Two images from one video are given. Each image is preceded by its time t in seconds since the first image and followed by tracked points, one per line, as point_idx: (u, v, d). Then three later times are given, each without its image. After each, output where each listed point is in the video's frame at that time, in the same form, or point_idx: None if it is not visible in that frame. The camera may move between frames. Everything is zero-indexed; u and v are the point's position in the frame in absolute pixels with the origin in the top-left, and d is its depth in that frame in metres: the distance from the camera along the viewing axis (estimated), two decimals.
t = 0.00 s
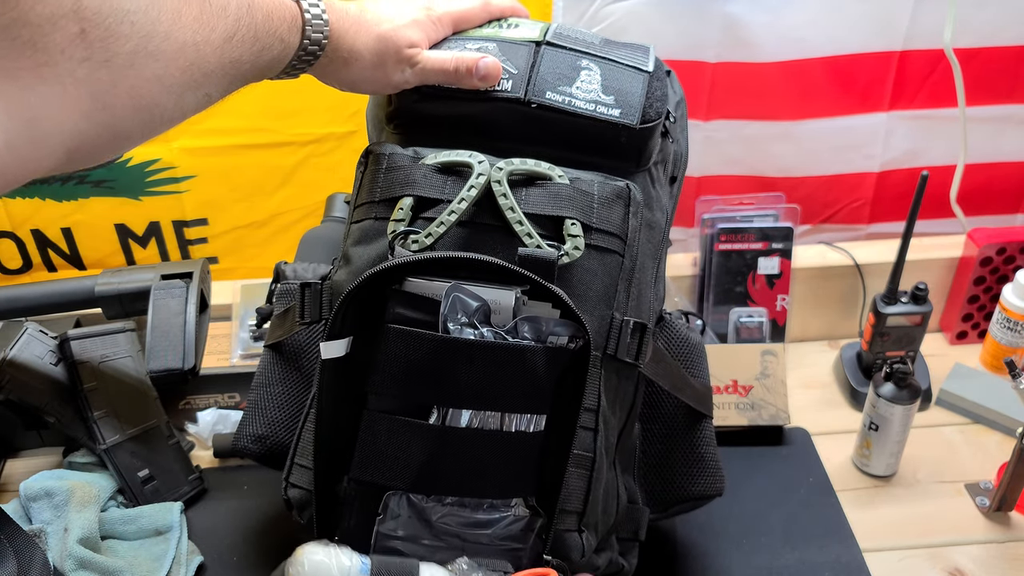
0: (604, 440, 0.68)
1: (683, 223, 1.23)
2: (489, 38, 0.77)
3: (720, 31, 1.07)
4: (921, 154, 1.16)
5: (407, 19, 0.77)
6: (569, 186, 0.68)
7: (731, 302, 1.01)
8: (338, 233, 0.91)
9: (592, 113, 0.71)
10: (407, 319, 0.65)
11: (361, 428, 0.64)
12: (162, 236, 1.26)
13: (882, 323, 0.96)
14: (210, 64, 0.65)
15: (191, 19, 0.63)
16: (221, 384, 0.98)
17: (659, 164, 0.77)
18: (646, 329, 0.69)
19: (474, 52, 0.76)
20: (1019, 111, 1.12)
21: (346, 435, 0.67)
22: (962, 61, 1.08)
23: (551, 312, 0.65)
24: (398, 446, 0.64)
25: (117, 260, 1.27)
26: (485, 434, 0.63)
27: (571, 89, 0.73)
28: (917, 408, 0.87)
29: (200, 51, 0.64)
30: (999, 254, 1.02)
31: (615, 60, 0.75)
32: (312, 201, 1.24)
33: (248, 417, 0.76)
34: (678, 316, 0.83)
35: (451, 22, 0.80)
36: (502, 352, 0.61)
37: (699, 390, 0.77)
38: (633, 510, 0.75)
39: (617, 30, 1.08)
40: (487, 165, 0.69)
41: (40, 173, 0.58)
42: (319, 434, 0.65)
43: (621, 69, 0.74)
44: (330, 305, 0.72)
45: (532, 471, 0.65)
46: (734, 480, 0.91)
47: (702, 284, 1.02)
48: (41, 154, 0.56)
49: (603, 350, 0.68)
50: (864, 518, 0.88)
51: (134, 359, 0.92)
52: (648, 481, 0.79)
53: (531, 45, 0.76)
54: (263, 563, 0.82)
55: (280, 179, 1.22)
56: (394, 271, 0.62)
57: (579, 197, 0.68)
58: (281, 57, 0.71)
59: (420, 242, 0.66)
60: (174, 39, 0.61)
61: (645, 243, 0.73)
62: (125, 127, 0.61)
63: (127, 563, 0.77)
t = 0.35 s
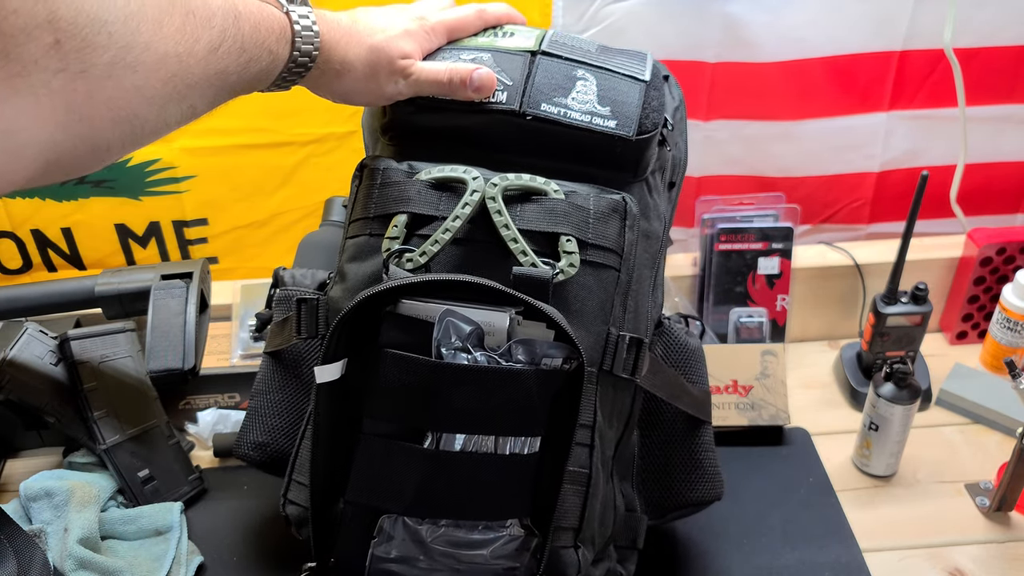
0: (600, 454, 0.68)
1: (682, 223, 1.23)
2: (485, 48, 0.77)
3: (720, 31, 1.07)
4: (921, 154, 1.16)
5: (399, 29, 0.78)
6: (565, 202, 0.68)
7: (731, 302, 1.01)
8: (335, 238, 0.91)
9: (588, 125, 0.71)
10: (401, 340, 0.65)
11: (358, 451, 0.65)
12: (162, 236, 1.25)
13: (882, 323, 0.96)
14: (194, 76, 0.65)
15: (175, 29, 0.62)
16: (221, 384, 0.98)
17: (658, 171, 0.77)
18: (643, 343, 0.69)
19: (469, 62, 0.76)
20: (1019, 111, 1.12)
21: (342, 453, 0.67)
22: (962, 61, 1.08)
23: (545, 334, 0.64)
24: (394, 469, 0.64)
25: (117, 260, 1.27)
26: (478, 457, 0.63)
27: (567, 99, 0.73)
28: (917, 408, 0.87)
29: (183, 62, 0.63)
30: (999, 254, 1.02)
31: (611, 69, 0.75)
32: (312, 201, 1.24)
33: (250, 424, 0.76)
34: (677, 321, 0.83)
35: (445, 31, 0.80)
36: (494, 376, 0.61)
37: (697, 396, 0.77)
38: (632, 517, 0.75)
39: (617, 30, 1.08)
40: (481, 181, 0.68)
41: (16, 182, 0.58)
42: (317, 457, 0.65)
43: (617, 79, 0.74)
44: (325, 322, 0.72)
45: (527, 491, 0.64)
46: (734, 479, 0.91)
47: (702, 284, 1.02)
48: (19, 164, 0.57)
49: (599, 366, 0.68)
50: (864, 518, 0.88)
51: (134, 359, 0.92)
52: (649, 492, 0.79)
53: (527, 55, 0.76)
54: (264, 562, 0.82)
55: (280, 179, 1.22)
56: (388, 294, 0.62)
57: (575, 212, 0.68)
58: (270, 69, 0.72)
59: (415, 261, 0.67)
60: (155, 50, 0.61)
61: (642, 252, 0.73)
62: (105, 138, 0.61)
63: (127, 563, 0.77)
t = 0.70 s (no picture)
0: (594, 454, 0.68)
1: (682, 223, 1.23)
2: (476, 48, 0.77)
3: (720, 30, 1.07)
4: (920, 154, 1.16)
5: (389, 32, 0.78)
6: (556, 201, 0.68)
7: (731, 302, 1.01)
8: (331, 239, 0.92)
9: (580, 124, 0.71)
10: (392, 340, 0.64)
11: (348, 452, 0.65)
12: (162, 236, 1.25)
13: (882, 323, 0.96)
14: (184, 80, 0.65)
15: (164, 34, 0.62)
16: (221, 384, 0.98)
17: (651, 170, 0.78)
18: (637, 341, 0.70)
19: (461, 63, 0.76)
20: (1019, 111, 1.12)
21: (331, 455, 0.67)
22: (962, 61, 1.08)
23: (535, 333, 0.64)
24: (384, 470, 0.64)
25: (117, 260, 1.27)
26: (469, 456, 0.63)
27: (558, 99, 0.73)
28: (916, 409, 0.87)
29: (171, 66, 0.63)
30: (999, 254, 1.02)
31: (603, 68, 0.75)
32: (311, 201, 1.24)
33: (249, 426, 0.76)
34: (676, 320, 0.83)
35: (436, 32, 0.80)
36: (483, 374, 0.61)
37: (695, 396, 0.77)
38: (629, 517, 0.75)
39: (617, 30, 1.08)
40: (473, 181, 0.68)
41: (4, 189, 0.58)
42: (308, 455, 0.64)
43: (609, 77, 0.74)
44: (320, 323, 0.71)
45: (519, 489, 0.65)
46: (734, 479, 0.91)
47: (702, 284, 1.02)
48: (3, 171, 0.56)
49: (593, 366, 0.68)
50: (864, 518, 0.88)
51: (134, 359, 0.92)
52: (647, 488, 0.79)
53: (518, 54, 0.76)
54: (263, 562, 0.82)
55: (280, 179, 1.22)
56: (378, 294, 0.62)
57: (567, 212, 0.68)
58: (259, 73, 0.72)
59: (406, 261, 0.67)
60: (143, 55, 0.61)
61: (636, 250, 0.73)
62: (93, 143, 0.61)
63: (127, 563, 0.78)
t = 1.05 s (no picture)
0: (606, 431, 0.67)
1: (682, 223, 1.23)
2: (488, 34, 0.77)
3: (720, 31, 1.07)
4: (919, 154, 1.16)
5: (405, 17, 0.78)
6: (570, 177, 0.68)
7: (731, 302, 1.01)
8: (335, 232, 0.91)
9: (592, 107, 0.71)
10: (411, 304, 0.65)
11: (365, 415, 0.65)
12: (162, 236, 1.25)
13: (882, 322, 0.96)
14: (210, 62, 0.65)
15: (192, 17, 0.63)
16: (221, 384, 0.98)
17: (658, 158, 0.77)
18: (648, 319, 0.69)
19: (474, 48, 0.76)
20: (1019, 110, 1.12)
21: (348, 422, 0.68)
22: (961, 61, 1.08)
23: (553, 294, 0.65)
24: (403, 432, 0.63)
25: (116, 260, 1.27)
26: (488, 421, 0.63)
27: (571, 83, 0.73)
28: (917, 408, 0.87)
29: (199, 49, 0.64)
30: (999, 253, 1.02)
31: (614, 55, 0.75)
32: (312, 201, 1.24)
33: (251, 415, 0.75)
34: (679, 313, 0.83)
35: (449, 19, 0.80)
36: (504, 334, 0.61)
37: (700, 385, 0.78)
38: (637, 504, 0.75)
39: (617, 30, 1.08)
40: (488, 157, 0.69)
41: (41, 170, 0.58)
42: (321, 417, 0.66)
43: (621, 64, 0.75)
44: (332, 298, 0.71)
45: (540, 449, 0.65)
46: (734, 479, 0.91)
47: (702, 284, 1.02)
48: (43, 154, 0.56)
49: (606, 342, 0.68)
50: (864, 518, 0.88)
51: (134, 359, 0.92)
52: (654, 477, 0.78)
53: (530, 40, 0.76)
54: (263, 562, 0.82)
55: (280, 179, 1.22)
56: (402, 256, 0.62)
57: (580, 188, 0.68)
58: (280, 55, 0.72)
59: (422, 233, 0.66)
60: (174, 37, 0.61)
61: (646, 237, 0.73)
62: (125, 125, 0.61)
63: (127, 564, 0.78)
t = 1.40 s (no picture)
0: (597, 450, 0.68)
1: (682, 223, 1.23)
2: (482, 45, 0.77)
3: (720, 30, 1.07)
4: (919, 154, 1.16)
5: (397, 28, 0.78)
6: (562, 196, 0.68)
7: (731, 302, 1.01)
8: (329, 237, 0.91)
9: (585, 121, 0.71)
10: (400, 330, 0.65)
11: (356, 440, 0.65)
12: (162, 236, 1.25)
13: (882, 323, 0.96)
14: (199, 70, 0.65)
15: (182, 24, 0.63)
16: (221, 384, 0.98)
17: (654, 168, 0.77)
18: (642, 338, 0.69)
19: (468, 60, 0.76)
20: (1019, 111, 1.12)
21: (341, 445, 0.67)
22: (961, 61, 1.08)
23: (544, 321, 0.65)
24: (393, 459, 0.64)
25: (117, 260, 1.27)
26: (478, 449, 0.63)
27: (565, 96, 0.73)
28: (917, 408, 0.87)
29: (187, 57, 0.63)
30: (999, 254, 1.02)
31: (608, 65, 0.75)
32: (312, 201, 1.24)
33: (247, 424, 0.76)
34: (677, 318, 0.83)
35: (443, 28, 0.80)
36: (494, 363, 0.61)
37: (697, 394, 0.77)
38: (631, 515, 0.75)
39: (617, 30, 1.08)
40: (479, 176, 0.69)
41: (21, 171, 0.58)
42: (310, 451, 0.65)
43: (616, 75, 0.74)
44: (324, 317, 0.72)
45: (530, 475, 0.65)
46: (735, 479, 0.91)
47: (702, 284, 1.02)
48: (22, 156, 0.56)
49: (598, 361, 0.68)
50: (865, 518, 0.88)
51: (134, 359, 0.92)
52: (650, 488, 0.79)
53: (524, 52, 0.76)
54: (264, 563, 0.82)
55: (280, 178, 1.22)
56: (390, 283, 0.62)
57: (572, 207, 0.68)
58: (269, 65, 0.72)
59: (413, 255, 0.67)
60: (164, 44, 0.61)
61: (640, 247, 0.73)
62: (108, 132, 0.61)
63: (127, 564, 0.78)
